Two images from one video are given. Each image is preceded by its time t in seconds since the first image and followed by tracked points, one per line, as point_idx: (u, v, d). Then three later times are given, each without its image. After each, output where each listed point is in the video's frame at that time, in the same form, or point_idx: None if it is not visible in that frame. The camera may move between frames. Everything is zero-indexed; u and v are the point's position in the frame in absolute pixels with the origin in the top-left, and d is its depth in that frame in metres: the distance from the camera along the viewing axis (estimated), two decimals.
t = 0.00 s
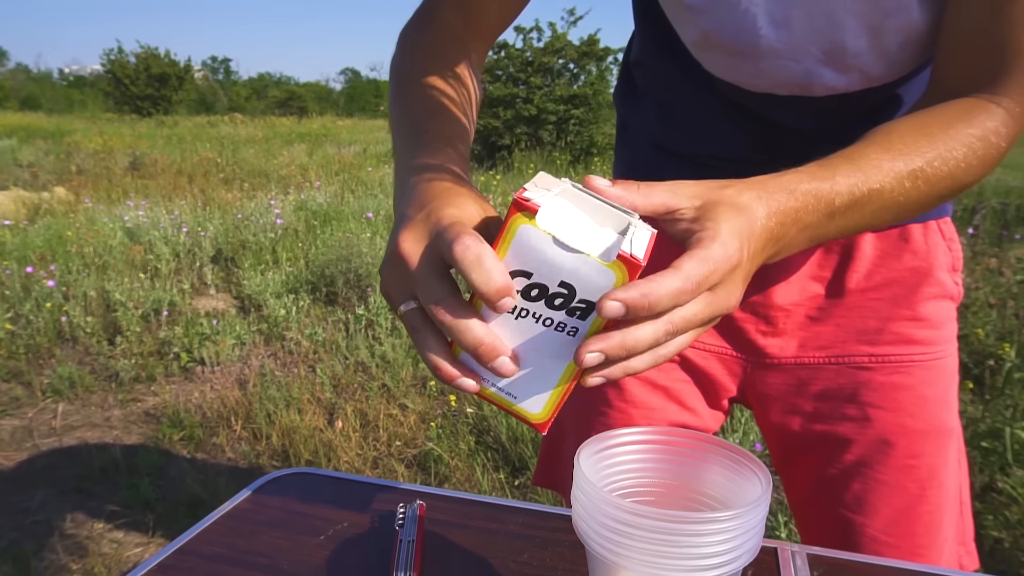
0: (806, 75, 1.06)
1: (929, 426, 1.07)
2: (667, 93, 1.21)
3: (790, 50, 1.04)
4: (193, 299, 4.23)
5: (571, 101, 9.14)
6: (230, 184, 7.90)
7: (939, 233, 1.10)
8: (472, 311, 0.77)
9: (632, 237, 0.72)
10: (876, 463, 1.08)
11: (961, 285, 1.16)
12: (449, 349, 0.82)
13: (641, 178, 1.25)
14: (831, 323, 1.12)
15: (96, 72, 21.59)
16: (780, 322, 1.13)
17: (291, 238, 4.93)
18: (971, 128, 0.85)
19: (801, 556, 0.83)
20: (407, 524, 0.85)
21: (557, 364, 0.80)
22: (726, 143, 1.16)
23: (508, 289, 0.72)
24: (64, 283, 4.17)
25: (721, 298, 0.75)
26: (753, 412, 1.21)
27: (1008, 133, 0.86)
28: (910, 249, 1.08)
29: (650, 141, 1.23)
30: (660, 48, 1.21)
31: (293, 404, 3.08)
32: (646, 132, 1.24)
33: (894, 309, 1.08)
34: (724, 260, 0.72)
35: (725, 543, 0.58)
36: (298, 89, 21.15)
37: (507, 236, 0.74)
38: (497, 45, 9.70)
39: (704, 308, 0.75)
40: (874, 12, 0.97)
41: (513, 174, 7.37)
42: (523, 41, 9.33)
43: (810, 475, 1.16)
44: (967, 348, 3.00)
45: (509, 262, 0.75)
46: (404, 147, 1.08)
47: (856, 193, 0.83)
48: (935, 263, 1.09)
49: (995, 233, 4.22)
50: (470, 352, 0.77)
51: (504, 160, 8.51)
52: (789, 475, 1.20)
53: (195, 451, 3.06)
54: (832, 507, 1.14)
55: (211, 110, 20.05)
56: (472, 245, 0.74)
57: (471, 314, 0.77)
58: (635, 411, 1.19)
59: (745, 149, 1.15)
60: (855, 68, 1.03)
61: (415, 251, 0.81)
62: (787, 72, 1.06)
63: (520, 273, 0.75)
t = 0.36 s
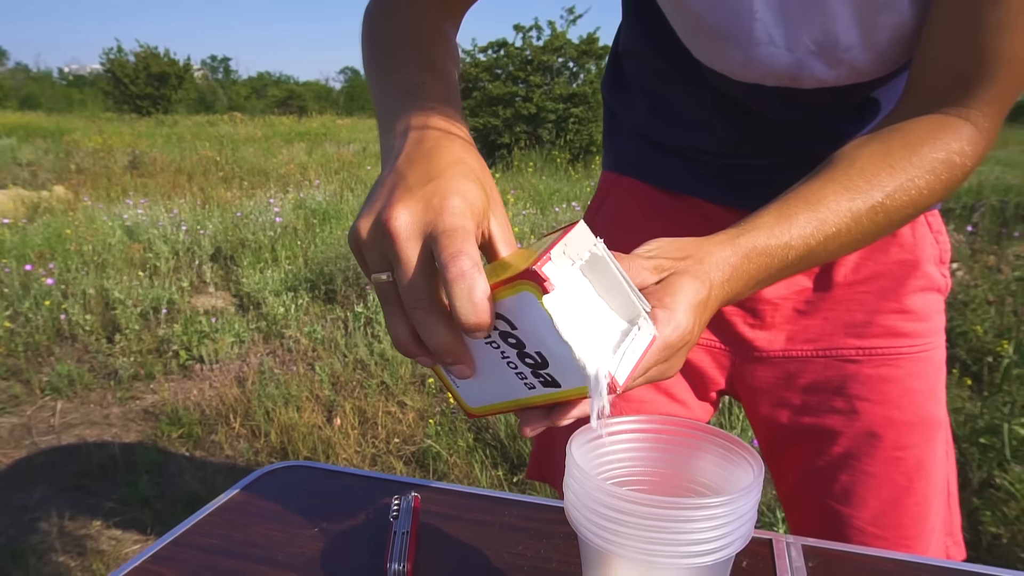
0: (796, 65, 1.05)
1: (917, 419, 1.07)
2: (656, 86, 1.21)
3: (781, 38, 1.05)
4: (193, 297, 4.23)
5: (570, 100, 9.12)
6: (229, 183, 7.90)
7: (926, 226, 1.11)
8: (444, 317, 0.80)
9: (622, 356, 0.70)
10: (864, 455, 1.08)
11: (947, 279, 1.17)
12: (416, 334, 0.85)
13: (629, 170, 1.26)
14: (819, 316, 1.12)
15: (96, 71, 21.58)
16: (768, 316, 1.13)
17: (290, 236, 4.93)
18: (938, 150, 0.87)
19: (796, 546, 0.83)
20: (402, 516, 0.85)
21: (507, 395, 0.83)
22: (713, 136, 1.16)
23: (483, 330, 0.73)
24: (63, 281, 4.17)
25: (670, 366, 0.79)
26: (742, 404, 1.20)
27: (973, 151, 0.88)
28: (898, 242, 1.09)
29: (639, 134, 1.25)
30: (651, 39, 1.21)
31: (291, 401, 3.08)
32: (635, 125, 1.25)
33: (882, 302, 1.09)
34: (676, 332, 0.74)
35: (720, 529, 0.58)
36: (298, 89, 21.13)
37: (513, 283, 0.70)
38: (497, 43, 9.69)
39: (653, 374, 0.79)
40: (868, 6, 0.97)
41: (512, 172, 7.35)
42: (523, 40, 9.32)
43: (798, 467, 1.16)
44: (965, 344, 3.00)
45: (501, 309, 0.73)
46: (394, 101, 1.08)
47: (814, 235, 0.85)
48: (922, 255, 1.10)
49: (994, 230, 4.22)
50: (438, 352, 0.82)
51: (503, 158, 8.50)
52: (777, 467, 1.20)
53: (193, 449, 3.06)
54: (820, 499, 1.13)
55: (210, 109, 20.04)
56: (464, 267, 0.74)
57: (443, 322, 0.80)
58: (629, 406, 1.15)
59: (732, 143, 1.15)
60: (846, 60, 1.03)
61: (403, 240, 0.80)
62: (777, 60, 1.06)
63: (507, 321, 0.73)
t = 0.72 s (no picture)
0: (788, 38, 1.03)
1: (900, 397, 1.07)
2: (638, 64, 1.20)
3: (775, 8, 1.02)
4: (189, 293, 4.21)
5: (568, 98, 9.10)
6: (227, 181, 7.88)
7: (909, 204, 1.11)
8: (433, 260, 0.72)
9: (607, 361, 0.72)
10: (847, 434, 1.09)
11: (931, 257, 1.17)
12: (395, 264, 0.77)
13: (611, 149, 1.25)
14: (803, 295, 1.13)
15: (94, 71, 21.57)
16: (753, 296, 1.14)
17: (287, 233, 4.91)
18: (915, 136, 0.89)
19: (782, 522, 0.85)
20: (384, 491, 0.83)
21: (474, 346, 0.81)
22: (697, 115, 1.15)
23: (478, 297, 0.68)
24: (59, 277, 4.15)
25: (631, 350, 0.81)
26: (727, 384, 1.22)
27: (948, 139, 0.90)
28: (881, 219, 1.09)
29: (621, 112, 1.23)
30: (634, 13, 1.20)
31: (286, 396, 3.05)
32: (618, 103, 1.23)
33: (865, 280, 1.09)
34: (649, 320, 0.76)
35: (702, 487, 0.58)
36: (296, 89, 21.11)
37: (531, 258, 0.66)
38: (495, 42, 9.67)
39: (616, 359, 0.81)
40: None
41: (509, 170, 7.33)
42: (521, 39, 9.31)
43: (783, 445, 1.18)
44: (962, 339, 2.99)
45: (506, 275, 0.69)
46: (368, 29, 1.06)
47: (794, 213, 0.87)
48: (905, 233, 1.09)
49: (991, 227, 4.20)
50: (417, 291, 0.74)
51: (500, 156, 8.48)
52: (764, 446, 1.22)
53: (188, 444, 3.04)
54: (805, 477, 1.15)
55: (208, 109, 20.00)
56: (477, 216, 0.67)
57: (434, 263, 0.73)
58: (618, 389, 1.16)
59: (716, 121, 1.14)
60: (836, 36, 1.02)
61: (413, 162, 0.71)
62: (769, 33, 1.04)
63: (506, 290, 0.71)
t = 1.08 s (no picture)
0: (780, 15, 1.02)
1: (885, 379, 1.12)
2: (624, 44, 1.18)
3: None
4: (182, 290, 4.18)
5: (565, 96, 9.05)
6: (222, 179, 7.83)
7: (895, 185, 1.12)
8: (417, 200, 0.70)
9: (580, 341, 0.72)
10: (833, 417, 1.14)
11: (916, 238, 1.19)
12: (372, 192, 0.75)
13: (595, 129, 1.23)
14: (790, 278, 1.15)
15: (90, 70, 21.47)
16: (739, 280, 1.16)
17: (281, 229, 4.87)
18: (890, 117, 0.91)
19: (770, 507, 0.85)
20: (362, 475, 0.81)
21: (438, 293, 0.81)
22: (680, 97, 1.13)
23: (471, 269, 0.65)
24: (51, 273, 4.12)
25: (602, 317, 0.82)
26: (713, 370, 1.26)
27: (924, 122, 0.93)
28: (866, 203, 1.11)
29: (605, 93, 1.21)
30: None
31: (279, 392, 3.01)
32: (601, 83, 1.21)
33: (851, 263, 1.11)
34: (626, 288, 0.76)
35: (677, 460, 0.60)
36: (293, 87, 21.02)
37: (533, 238, 0.65)
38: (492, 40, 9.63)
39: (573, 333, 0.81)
40: None
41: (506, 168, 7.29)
42: (517, 37, 9.26)
43: (772, 427, 1.23)
44: (957, 334, 2.97)
45: (497, 241, 0.69)
46: None
47: (769, 187, 0.89)
48: (891, 216, 1.11)
49: (987, 224, 4.19)
50: (390, 229, 0.73)
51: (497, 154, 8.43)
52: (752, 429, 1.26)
53: (179, 440, 3.00)
54: (790, 460, 1.21)
55: (205, 108, 19.91)
56: (470, 169, 0.66)
57: (415, 203, 0.71)
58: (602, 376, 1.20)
59: (699, 103, 1.12)
60: (829, 16, 1.00)
61: (416, 89, 0.68)
62: (762, 11, 1.02)
63: (494, 260, 0.70)
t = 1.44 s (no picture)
0: (771, 5, 1.01)
1: (877, 376, 1.11)
2: (612, 35, 1.16)
3: None
4: (173, 291, 4.14)
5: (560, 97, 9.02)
6: (215, 180, 7.78)
7: (887, 179, 1.11)
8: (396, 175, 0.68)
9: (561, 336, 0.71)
10: (824, 415, 1.13)
11: (908, 232, 1.18)
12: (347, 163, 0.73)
13: (584, 120, 1.20)
14: (780, 275, 1.13)
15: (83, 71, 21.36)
16: (729, 276, 1.14)
17: (273, 230, 4.82)
18: (878, 105, 0.90)
19: (761, 507, 0.83)
20: (341, 476, 0.79)
21: (405, 276, 0.78)
22: (670, 90, 1.11)
23: (456, 254, 0.64)
24: (40, 274, 4.08)
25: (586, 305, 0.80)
26: (703, 368, 1.24)
27: (913, 109, 0.92)
28: (858, 197, 1.09)
29: (592, 85, 1.18)
30: None
31: (269, 392, 2.96)
32: (588, 75, 1.18)
33: (842, 259, 1.10)
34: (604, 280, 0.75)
35: (662, 456, 0.59)
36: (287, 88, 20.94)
37: (520, 229, 0.63)
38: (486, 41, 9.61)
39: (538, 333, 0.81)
40: None
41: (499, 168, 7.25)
42: (511, 38, 9.24)
43: (763, 425, 1.22)
44: (950, 334, 2.97)
45: (479, 229, 0.67)
46: None
47: (757, 171, 0.88)
48: (883, 211, 1.10)
49: (980, 223, 4.19)
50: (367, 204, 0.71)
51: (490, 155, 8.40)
52: (742, 427, 1.25)
53: (168, 442, 2.97)
54: (782, 458, 1.20)
55: (198, 109, 19.81)
56: (453, 148, 0.65)
57: (394, 178, 0.69)
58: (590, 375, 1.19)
59: (687, 97, 1.11)
60: (821, 7, 0.99)
61: (398, 56, 0.65)
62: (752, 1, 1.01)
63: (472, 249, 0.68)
